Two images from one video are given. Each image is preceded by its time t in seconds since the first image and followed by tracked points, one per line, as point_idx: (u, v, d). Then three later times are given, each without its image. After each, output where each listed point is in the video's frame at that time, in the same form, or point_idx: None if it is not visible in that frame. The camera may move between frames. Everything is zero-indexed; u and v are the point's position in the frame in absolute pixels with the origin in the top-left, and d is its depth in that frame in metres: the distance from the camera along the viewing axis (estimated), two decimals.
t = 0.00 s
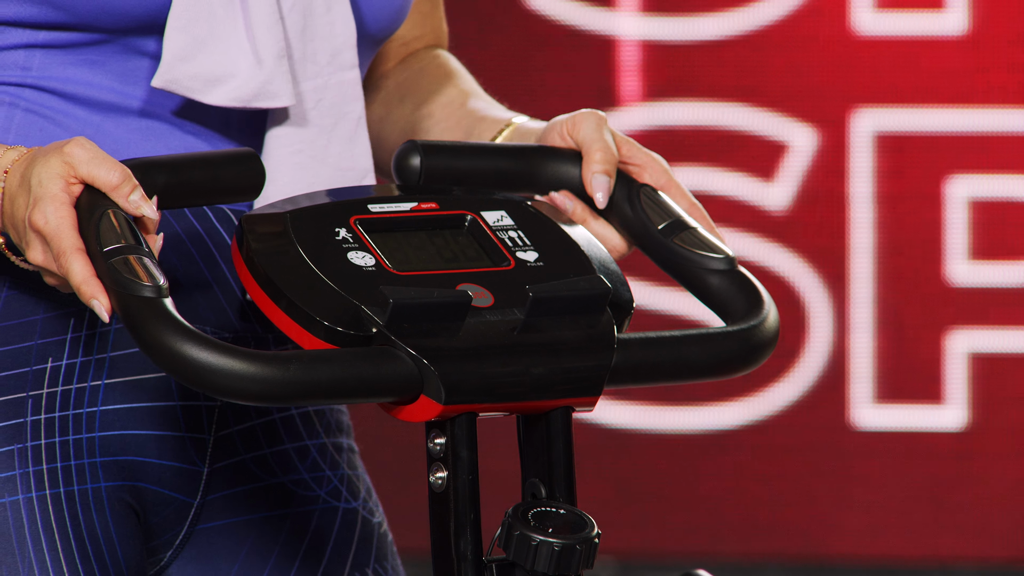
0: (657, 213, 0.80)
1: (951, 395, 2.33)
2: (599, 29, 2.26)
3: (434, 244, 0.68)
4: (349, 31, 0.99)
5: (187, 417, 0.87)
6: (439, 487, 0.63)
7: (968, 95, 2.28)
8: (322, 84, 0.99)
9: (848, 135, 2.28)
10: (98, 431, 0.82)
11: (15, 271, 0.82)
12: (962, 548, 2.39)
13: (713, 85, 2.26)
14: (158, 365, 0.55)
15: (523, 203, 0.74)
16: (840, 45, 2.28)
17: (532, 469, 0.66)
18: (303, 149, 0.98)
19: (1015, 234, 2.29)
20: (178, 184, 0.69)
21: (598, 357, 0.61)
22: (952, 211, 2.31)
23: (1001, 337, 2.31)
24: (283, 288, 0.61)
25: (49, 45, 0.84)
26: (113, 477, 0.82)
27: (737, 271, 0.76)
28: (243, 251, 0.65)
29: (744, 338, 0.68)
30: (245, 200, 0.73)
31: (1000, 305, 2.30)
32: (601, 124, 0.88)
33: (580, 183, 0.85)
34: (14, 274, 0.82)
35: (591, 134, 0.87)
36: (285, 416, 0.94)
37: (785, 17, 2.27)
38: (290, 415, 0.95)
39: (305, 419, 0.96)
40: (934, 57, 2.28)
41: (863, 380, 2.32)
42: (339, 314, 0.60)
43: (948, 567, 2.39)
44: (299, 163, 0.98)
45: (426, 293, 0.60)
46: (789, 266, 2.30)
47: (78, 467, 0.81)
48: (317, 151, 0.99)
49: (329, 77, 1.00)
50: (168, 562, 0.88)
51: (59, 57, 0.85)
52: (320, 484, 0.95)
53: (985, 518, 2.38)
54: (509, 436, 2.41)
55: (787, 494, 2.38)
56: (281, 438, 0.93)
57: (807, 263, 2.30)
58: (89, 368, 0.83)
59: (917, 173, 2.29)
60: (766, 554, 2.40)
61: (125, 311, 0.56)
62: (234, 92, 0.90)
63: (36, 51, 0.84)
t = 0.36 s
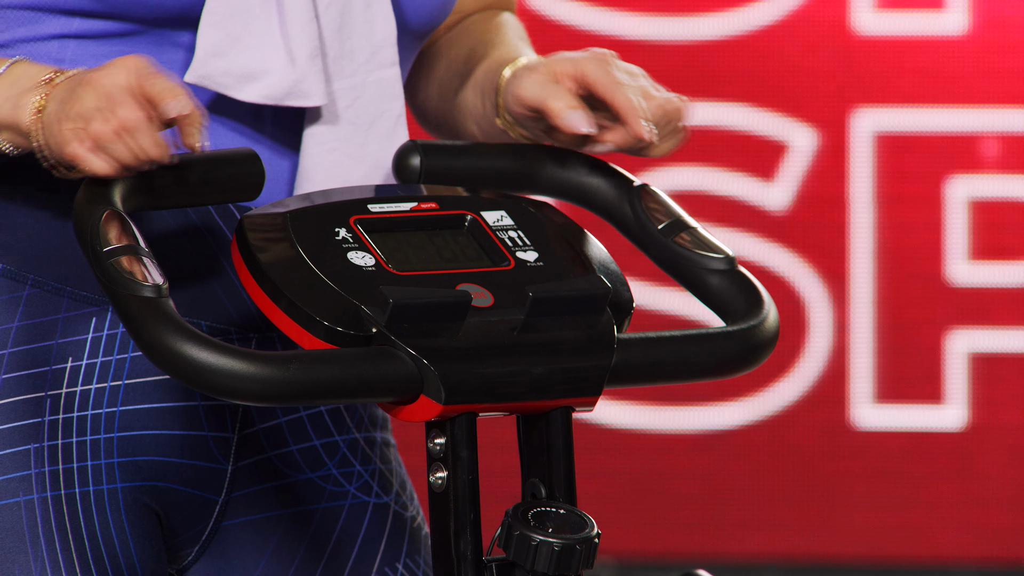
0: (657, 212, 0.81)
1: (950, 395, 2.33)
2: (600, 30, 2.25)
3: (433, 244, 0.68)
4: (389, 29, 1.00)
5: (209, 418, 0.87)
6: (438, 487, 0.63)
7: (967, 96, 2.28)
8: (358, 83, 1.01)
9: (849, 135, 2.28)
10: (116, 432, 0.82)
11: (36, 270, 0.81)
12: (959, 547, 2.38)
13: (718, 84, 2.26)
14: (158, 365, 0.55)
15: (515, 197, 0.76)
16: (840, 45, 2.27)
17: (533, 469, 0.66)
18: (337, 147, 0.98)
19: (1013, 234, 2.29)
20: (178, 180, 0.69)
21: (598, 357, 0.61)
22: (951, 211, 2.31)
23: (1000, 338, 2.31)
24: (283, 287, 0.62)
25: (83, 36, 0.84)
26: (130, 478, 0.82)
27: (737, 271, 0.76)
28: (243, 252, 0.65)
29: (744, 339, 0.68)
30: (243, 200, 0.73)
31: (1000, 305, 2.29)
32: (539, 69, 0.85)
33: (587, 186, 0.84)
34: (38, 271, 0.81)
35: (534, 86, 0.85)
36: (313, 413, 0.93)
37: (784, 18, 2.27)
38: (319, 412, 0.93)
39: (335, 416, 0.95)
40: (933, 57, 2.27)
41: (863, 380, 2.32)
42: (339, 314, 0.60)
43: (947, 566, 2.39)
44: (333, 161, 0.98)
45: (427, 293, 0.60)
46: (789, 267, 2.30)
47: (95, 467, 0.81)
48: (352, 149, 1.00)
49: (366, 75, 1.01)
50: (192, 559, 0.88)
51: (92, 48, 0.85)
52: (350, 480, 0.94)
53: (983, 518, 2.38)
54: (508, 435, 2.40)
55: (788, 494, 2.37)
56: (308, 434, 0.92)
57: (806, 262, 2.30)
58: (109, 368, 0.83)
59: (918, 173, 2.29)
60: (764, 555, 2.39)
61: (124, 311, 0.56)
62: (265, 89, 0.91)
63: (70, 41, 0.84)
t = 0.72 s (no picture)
0: (657, 212, 0.81)
1: (950, 395, 2.33)
2: (599, 30, 2.26)
3: (434, 244, 0.69)
4: (398, 37, 1.00)
5: (213, 418, 0.87)
6: (438, 487, 0.63)
7: (967, 96, 2.28)
8: (365, 91, 1.01)
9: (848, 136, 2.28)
10: (117, 433, 0.82)
11: (38, 270, 0.82)
12: (960, 547, 2.38)
13: (719, 84, 2.26)
14: (158, 365, 0.55)
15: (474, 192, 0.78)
16: (840, 46, 2.27)
17: (533, 469, 0.66)
18: (343, 155, 0.99)
19: (1013, 234, 2.29)
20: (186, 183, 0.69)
21: (598, 357, 0.61)
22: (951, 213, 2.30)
23: (1000, 338, 2.31)
24: (283, 287, 0.61)
25: (90, 41, 0.86)
26: (130, 479, 0.82)
27: (737, 271, 0.76)
28: (243, 253, 0.65)
29: (744, 339, 0.68)
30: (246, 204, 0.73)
31: (1000, 306, 2.30)
32: (435, 100, 0.86)
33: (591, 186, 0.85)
34: (39, 270, 0.82)
35: (428, 117, 0.86)
36: (321, 411, 0.94)
37: (785, 18, 2.27)
38: (327, 410, 0.94)
39: (344, 412, 0.95)
40: (932, 57, 2.27)
41: (863, 380, 2.32)
42: (340, 314, 0.61)
43: (947, 566, 2.38)
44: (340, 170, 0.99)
45: (426, 294, 0.59)
46: (789, 267, 2.29)
47: (95, 468, 0.81)
48: (359, 158, 1.00)
49: (373, 84, 1.01)
50: (201, 561, 0.88)
51: (98, 51, 0.86)
52: (362, 476, 0.94)
53: (983, 518, 2.37)
54: (508, 435, 2.40)
55: (788, 496, 2.37)
56: (318, 433, 0.93)
57: (806, 262, 2.29)
58: (110, 368, 0.83)
59: (918, 173, 2.28)
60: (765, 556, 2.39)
61: (124, 311, 0.56)
62: (268, 96, 0.91)
63: (77, 46, 0.85)
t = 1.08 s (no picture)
0: (656, 213, 0.81)
1: (950, 395, 2.33)
2: (599, 30, 2.26)
3: (433, 244, 0.69)
4: (395, 45, 1.00)
5: (214, 418, 0.86)
6: (438, 486, 0.63)
7: (966, 96, 2.28)
8: (362, 99, 1.01)
9: (849, 136, 2.28)
10: (117, 434, 0.82)
11: (38, 270, 0.82)
12: (960, 547, 2.38)
13: (719, 85, 2.26)
14: (158, 365, 0.55)
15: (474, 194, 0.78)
16: (839, 46, 2.27)
17: (533, 469, 0.66)
18: (341, 163, 0.99)
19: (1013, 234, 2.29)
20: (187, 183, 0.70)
21: (597, 357, 0.61)
22: (951, 210, 2.30)
23: (1001, 338, 2.31)
24: (283, 287, 0.62)
25: (88, 45, 0.86)
26: (130, 480, 0.82)
27: (737, 271, 0.76)
28: (243, 253, 0.65)
29: (744, 339, 0.68)
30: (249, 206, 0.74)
31: (1000, 305, 2.29)
32: (433, 101, 0.86)
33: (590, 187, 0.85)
34: (39, 271, 0.82)
35: (427, 116, 0.85)
36: (322, 412, 0.93)
37: (784, 18, 2.27)
38: (326, 410, 0.94)
39: (343, 412, 0.95)
40: (931, 57, 2.27)
41: (863, 380, 2.32)
42: (339, 314, 0.61)
43: (948, 566, 2.38)
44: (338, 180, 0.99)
45: (426, 294, 0.60)
46: (789, 266, 2.29)
47: (95, 469, 0.81)
48: (356, 166, 1.00)
49: (371, 92, 1.01)
50: (201, 561, 0.88)
51: (97, 55, 0.86)
52: (362, 477, 0.94)
53: (983, 518, 2.37)
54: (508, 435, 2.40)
55: (789, 495, 2.37)
56: (317, 433, 0.92)
57: (807, 263, 2.29)
58: (111, 369, 0.83)
59: (918, 173, 2.29)
60: (766, 556, 2.39)
61: (124, 311, 0.56)
62: (266, 106, 0.91)
63: (76, 49, 0.86)
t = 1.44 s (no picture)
0: (657, 213, 0.81)
1: (950, 395, 2.33)
2: (597, 30, 2.26)
3: (433, 245, 0.69)
4: (387, 46, 1.00)
5: (211, 419, 0.86)
6: (438, 487, 0.63)
7: (967, 96, 2.28)
8: (354, 101, 1.00)
9: (848, 136, 2.28)
10: (115, 434, 0.82)
11: (34, 271, 0.82)
12: (961, 546, 2.38)
13: (717, 85, 2.26)
14: (158, 365, 0.55)
15: (474, 193, 0.78)
16: (836, 47, 2.27)
17: (533, 469, 0.66)
18: (332, 164, 0.99)
19: (1013, 234, 2.30)
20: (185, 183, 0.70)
21: (597, 357, 0.61)
22: (951, 211, 2.31)
23: (1000, 338, 2.31)
24: (283, 288, 0.62)
25: (81, 46, 0.85)
26: (127, 480, 0.82)
27: (737, 271, 0.76)
28: (243, 253, 0.65)
29: (743, 338, 0.68)
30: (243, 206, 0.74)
31: (999, 305, 2.29)
32: (433, 101, 0.86)
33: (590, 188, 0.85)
34: (35, 271, 0.82)
35: (426, 116, 0.85)
36: (317, 412, 0.94)
37: (784, 19, 2.27)
38: (322, 411, 0.94)
39: (338, 414, 0.95)
40: (931, 58, 2.28)
41: (863, 380, 2.32)
42: (339, 314, 0.61)
43: (947, 567, 2.38)
44: (329, 179, 1.00)
45: (426, 294, 0.60)
46: (788, 266, 2.30)
47: (92, 469, 0.81)
48: (348, 167, 1.00)
49: (363, 93, 1.01)
50: (197, 562, 0.88)
51: (90, 56, 0.86)
52: (357, 477, 0.95)
53: (983, 518, 2.37)
54: (509, 435, 2.41)
55: (788, 494, 2.37)
56: (313, 434, 0.93)
57: (806, 263, 2.30)
58: (108, 369, 0.82)
59: (918, 172, 2.29)
60: (765, 556, 2.39)
61: (124, 311, 0.56)
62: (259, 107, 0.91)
63: (69, 50, 0.85)
